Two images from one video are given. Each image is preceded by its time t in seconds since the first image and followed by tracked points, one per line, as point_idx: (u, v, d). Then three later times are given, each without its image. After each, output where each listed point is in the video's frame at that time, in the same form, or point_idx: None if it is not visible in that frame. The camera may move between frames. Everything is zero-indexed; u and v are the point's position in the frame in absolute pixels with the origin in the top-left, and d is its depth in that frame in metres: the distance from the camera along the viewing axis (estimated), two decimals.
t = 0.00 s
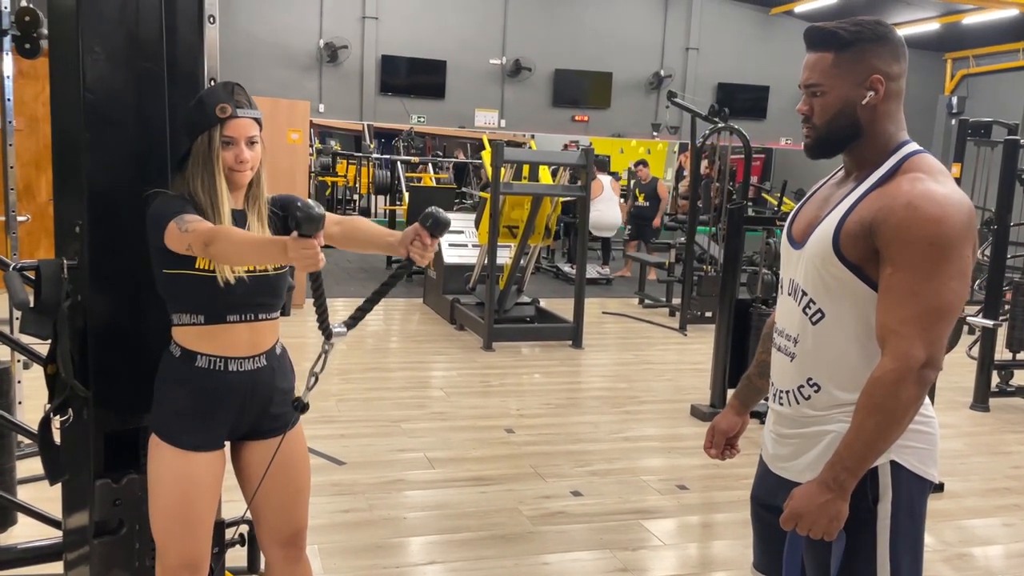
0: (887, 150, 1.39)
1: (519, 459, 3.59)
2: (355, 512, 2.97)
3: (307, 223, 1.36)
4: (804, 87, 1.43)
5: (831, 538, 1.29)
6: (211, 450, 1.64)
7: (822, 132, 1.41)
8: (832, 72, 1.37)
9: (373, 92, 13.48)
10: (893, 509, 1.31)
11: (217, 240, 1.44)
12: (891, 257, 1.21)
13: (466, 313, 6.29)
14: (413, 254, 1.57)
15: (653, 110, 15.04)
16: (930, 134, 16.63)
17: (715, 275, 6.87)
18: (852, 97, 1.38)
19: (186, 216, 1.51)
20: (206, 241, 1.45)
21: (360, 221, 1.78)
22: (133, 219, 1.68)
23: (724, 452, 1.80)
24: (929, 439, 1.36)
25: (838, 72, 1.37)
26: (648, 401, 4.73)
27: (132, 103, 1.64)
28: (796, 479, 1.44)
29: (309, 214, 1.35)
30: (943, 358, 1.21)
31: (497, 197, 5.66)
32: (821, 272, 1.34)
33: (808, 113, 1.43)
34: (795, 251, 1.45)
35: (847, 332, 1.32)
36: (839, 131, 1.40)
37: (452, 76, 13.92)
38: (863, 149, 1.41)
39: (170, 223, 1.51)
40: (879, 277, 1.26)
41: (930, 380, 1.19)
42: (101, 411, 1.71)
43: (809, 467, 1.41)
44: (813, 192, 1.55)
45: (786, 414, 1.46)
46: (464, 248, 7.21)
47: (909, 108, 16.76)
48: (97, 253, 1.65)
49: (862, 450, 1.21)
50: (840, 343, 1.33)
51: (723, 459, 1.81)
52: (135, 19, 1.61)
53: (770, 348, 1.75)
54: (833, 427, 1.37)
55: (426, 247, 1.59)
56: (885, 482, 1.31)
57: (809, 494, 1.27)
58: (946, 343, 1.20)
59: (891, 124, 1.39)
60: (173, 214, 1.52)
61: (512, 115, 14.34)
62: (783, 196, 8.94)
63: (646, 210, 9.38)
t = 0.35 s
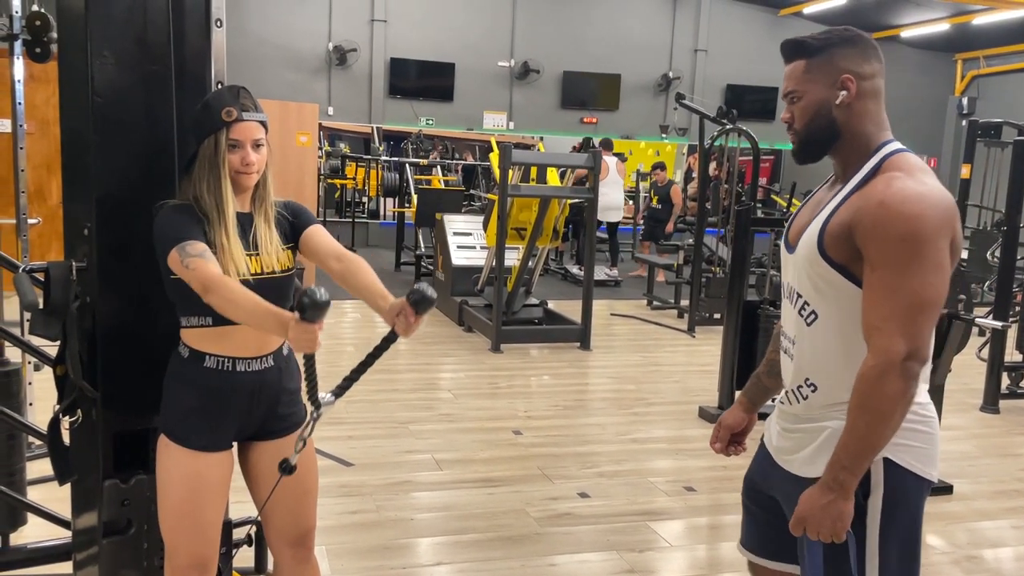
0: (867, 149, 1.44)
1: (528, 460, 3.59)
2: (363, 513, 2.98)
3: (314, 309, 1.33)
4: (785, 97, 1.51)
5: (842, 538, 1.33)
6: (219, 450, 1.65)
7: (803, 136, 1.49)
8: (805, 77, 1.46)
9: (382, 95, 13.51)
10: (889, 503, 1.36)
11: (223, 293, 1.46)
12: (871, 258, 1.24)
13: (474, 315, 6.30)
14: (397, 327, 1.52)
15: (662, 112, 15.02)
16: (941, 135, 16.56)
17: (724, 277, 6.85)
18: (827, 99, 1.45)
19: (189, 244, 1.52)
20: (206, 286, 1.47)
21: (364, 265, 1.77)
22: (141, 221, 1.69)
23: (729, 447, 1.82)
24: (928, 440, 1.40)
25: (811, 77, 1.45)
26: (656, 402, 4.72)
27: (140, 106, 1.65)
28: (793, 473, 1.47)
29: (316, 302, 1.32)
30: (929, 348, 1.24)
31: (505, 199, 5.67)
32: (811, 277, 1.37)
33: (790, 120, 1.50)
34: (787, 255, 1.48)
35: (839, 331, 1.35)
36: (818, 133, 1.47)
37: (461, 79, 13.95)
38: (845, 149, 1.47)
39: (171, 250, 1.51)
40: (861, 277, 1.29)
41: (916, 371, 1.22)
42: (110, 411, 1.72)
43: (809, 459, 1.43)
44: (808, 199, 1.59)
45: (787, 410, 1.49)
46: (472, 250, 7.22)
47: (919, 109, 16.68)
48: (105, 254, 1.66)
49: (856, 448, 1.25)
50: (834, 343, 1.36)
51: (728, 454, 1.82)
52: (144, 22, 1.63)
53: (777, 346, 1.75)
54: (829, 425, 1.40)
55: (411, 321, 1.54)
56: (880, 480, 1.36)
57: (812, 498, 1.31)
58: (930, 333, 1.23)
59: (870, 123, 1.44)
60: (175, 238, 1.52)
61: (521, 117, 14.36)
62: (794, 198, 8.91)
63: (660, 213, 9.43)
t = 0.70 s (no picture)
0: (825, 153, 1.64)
1: (535, 461, 3.59)
2: (372, 514, 2.98)
3: (308, 394, 1.36)
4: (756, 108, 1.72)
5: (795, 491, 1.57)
6: (226, 451, 1.66)
7: (771, 141, 1.69)
8: (771, 90, 1.67)
9: (390, 97, 13.54)
10: (831, 476, 1.56)
11: (219, 336, 1.49)
12: (813, 242, 1.48)
13: (482, 317, 6.31)
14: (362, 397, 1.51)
15: (669, 113, 14.99)
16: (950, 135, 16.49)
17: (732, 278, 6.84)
18: (792, 109, 1.65)
19: (195, 266, 1.53)
20: (206, 321, 1.50)
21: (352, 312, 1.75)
22: (149, 223, 1.70)
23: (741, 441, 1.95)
24: (879, 422, 1.57)
25: (777, 90, 1.66)
26: (664, 404, 4.72)
27: (148, 109, 1.66)
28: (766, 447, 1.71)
29: (309, 388, 1.35)
30: (866, 316, 1.46)
31: (513, 201, 5.67)
32: (772, 269, 1.62)
33: (759, 128, 1.71)
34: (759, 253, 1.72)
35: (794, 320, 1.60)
36: (783, 138, 1.67)
37: (469, 81, 13.97)
38: (807, 152, 1.67)
39: (175, 270, 1.53)
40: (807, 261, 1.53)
41: (853, 336, 1.44)
42: (119, 413, 1.73)
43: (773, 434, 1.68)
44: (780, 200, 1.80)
45: (761, 392, 1.73)
46: (480, 251, 7.23)
47: (928, 109, 16.62)
48: (114, 256, 1.67)
49: (801, 406, 1.49)
50: (793, 329, 1.61)
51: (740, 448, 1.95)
52: (152, 26, 1.64)
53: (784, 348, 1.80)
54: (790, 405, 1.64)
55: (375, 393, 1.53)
56: (829, 452, 1.56)
57: (767, 453, 1.55)
58: (866, 303, 1.45)
59: (827, 130, 1.65)
60: (179, 259, 1.53)
61: (528, 118, 14.36)
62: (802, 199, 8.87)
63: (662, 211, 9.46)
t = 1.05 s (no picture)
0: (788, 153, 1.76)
1: (544, 462, 3.59)
2: (381, 515, 2.99)
3: (297, 437, 1.40)
4: (723, 112, 1.84)
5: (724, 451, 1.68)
6: (237, 452, 1.66)
7: (738, 142, 1.82)
8: (738, 94, 1.78)
9: (397, 99, 13.55)
10: (757, 443, 1.68)
11: (216, 358, 1.53)
12: (766, 229, 1.61)
13: (490, 317, 6.32)
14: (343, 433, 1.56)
15: (677, 113, 14.96)
16: (959, 134, 16.42)
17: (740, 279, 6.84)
18: (756, 111, 1.77)
19: (195, 279, 1.55)
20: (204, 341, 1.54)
21: (348, 331, 1.79)
22: (161, 224, 1.71)
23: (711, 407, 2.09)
24: (807, 394, 1.66)
25: (742, 94, 1.78)
26: (672, 405, 4.71)
27: (160, 111, 1.66)
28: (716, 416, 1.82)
29: (297, 433, 1.39)
30: (811, 301, 1.57)
31: (520, 202, 5.67)
32: (730, 255, 1.74)
33: (727, 131, 1.83)
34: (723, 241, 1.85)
35: (748, 300, 1.71)
36: (750, 139, 1.79)
37: (476, 82, 13.98)
38: (771, 153, 1.79)
39: (178, 280, 1.55)
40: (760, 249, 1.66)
41: (797, 317, 1.56)
42: (131, 415, 1.74)
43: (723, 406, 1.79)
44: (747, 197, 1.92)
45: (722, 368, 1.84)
46: (488, 252, 7.23)
47: (937, 109, 16.55)
48: (126, 258, 1.68)
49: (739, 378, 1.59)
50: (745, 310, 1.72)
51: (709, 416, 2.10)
52: (162, 29, 1.64)
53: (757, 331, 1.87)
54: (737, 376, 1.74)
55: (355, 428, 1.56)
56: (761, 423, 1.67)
57: (706, 416, 1.66)
58: (811, 287, 1.56)
59: (789, 132, 1.78)
60: (183, 268, 1.55)
61: (535, 119, 14.37)
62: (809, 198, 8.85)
63: (666, 211, 9.42)
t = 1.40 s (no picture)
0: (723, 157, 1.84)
1: (553, 464, 3.59)
2: (390, 517, 2.99)
3: (302, 449, 1.42)
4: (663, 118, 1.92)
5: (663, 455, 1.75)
6: (250, 454, 1.67)
7: (677, 148, 1.90)
8: (674, 101, 1.86)
9: (404, 100, 13.57)
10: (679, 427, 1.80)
11: (221, 366, 1.55)
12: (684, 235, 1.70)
13: (498, 319, 6.32)
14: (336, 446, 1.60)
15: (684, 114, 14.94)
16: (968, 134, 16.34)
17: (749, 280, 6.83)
18: (693, 118, 1.85)
19: (204, 284, 1.55)
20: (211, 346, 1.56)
21: (349, 345, 1.81)
22: (173, 227, 1.72)
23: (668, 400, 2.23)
24: (721, 377, 1.76)
25: (678, 101, 1.86)
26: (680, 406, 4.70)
27: (173, 115, 1.67)
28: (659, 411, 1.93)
29: (303, 445, 1.41)
30: (721, 304, 1.66)
31: (528, 204, 5.67)
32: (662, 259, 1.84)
33: (668, 137, 1.91)
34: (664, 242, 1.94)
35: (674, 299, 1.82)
36: (688, 144, 1.88)
37: (484, 84, 13.99)
38: (709, 157, 1.87)
39: (188, 283, 1.56)
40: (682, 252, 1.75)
41: (708, 318, 1.65)
42: (143, 416, 1.74)
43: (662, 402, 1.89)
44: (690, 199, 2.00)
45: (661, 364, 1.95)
46: (496, 254, 7.23)
47: (947, 109, 16.47)
48: (139, 261, 1.68)
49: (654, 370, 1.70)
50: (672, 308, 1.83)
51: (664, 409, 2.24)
52: (175, 33, 1.65)
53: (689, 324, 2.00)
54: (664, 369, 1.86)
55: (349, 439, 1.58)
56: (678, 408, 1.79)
57: (640, 419, 1.75)
58: (721, 291, 1.66)
59: (723, 136, 1.85)
60: (193, 271, 1.56)
61: (542, 120, 14.36)
62: (817, 199, 8.82)
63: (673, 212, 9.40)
